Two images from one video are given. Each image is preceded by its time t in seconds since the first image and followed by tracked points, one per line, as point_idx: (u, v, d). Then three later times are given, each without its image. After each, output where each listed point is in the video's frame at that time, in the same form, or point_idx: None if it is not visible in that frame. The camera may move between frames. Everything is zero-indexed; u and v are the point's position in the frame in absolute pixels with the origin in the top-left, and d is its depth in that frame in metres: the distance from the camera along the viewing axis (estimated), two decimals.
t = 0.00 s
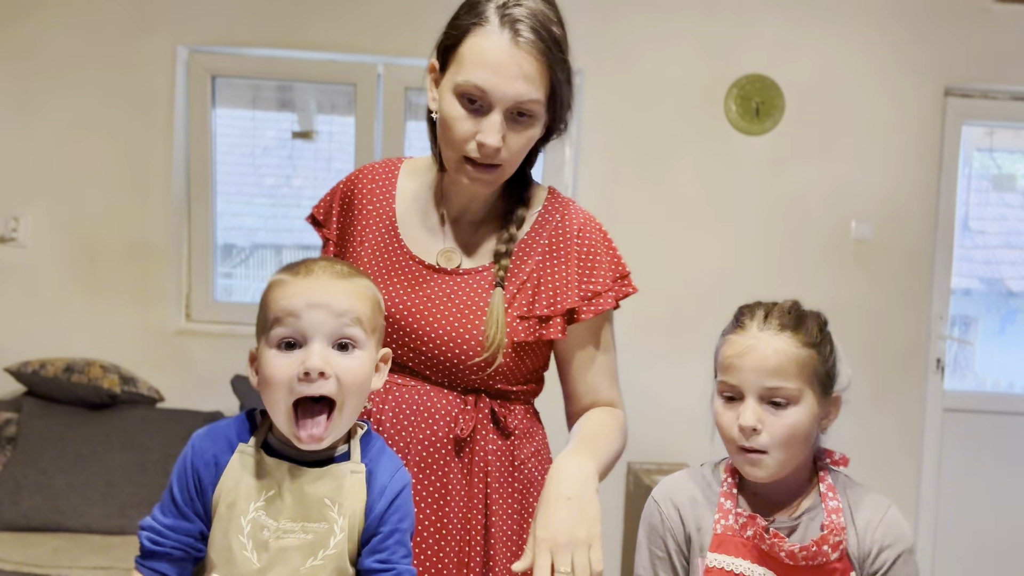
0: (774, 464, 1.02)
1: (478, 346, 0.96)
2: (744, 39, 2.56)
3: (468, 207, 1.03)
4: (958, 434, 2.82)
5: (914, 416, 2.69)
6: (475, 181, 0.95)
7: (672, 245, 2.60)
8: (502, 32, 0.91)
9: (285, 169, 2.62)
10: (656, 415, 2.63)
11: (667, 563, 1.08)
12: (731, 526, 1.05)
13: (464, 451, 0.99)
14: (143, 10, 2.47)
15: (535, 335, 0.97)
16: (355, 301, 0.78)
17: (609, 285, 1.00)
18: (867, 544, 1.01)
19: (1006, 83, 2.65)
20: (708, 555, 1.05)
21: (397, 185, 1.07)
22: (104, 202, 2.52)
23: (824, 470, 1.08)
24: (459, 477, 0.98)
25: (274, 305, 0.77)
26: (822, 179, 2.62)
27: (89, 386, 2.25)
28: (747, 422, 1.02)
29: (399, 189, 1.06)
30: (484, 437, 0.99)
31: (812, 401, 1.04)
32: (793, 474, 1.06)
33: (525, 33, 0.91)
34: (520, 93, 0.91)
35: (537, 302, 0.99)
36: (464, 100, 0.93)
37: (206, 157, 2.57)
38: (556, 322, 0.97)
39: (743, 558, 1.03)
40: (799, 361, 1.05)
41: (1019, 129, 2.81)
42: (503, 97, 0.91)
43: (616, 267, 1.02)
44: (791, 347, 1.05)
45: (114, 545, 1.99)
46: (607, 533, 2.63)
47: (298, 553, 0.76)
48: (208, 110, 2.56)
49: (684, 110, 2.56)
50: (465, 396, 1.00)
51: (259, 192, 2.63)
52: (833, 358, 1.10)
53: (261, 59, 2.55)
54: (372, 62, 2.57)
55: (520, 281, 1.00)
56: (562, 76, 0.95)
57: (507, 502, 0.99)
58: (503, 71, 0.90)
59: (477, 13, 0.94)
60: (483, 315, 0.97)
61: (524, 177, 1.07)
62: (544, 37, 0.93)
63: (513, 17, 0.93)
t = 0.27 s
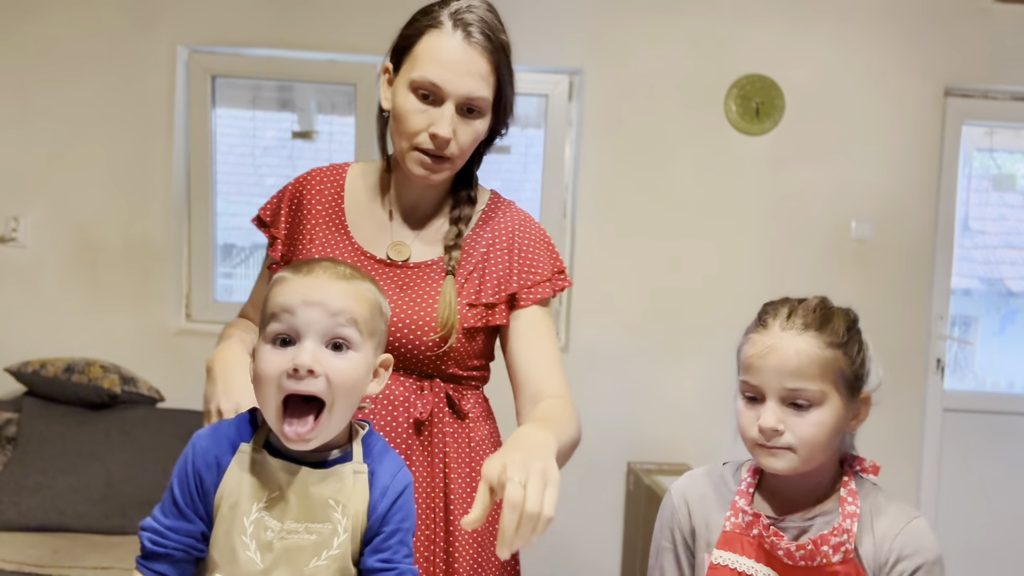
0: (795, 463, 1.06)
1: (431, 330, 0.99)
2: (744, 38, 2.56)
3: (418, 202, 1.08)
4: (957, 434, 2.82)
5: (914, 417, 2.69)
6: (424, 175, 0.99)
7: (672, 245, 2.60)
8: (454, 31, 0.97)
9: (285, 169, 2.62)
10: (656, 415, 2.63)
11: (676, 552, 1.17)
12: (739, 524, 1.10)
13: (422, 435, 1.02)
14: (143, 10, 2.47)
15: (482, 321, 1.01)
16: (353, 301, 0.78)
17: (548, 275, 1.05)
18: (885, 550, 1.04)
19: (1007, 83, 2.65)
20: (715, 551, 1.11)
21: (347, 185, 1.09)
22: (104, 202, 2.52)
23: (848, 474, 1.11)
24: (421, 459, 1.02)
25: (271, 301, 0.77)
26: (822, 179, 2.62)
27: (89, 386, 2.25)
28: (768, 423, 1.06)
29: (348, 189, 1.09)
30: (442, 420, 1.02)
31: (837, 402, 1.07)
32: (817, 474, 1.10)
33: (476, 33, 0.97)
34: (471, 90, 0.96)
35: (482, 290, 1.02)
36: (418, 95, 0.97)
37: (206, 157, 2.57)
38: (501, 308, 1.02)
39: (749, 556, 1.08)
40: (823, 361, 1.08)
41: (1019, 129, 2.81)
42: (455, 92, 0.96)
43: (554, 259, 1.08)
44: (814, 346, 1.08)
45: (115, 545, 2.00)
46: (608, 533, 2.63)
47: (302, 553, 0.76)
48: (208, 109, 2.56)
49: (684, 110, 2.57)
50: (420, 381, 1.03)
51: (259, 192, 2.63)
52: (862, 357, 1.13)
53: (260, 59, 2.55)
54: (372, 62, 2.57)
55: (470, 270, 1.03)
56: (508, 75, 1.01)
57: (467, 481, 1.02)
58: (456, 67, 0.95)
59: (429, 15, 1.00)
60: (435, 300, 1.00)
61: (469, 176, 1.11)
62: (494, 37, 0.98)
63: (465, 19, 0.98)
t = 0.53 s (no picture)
0: (834, 461, 1.08)
1: (411, 335, 0.96)
2: (744, 38, 2.56)
3: (407, 200, 1.06)
4: (958, 434, 2.82)
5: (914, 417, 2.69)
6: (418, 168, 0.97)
7: (672, 245, 2.60)
8: (453, 21, 0.95)
9: (285, 169, 2.62)
10: (656, 415, 2.63)
11: (707, 552, 1.23)
12: (768, 527, 1.15)
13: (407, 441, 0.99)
14: (143, 10, 2.47)
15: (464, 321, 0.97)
16: (348, 309, 0.78)
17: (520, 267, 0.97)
18: (924, 559, 1.04)
19: (1007, 83, 2.65)
20: (742, 554, 1.16)
21: (337, 184, 1.09)
22: (103, 202, 2.52)
23: (890, 480, 1.11)
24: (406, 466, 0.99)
25: (266, 314, 0.77)
26: (823, 179, 2.62)
27: (89, 386, 2.26)
28: (807, 419, 1.09)
29: (338, 188, 1.08)
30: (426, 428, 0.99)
31: (877, 399, 1.10)
32: (857, 480, 1.12)
33: (477, 22, 0.95)
34: (470, 81, 0.95)
35: (462, 289, 0.99)
36: (416, 86, 0.96)
37: (206, 157, 2.57)
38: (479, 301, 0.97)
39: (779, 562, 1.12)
40: (863, 357, 1.11)
41: (1019, 129, 2.81)
42: (456, 82, 0.95)
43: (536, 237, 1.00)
44: (856, 342, 1.12)
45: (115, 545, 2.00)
46: (608, 533, 2.63)
47: (305, 555, 0.76)
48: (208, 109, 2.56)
49: (684, 109, 2.57)
50: (404, 387, 1.00)
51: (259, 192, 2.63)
52: (906, 355, 1.15)
53: (260, 59, 2.55)
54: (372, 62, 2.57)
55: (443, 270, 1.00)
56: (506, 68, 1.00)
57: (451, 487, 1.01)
58: (455, 57, 0.94)
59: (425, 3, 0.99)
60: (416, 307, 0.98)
61: (461, 170, 1.09)
62: (493, 27, 0.97)
63: (465, 8, 0.96)
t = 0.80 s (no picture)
0: (867, 465, 1.08)
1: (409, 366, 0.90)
2: (744, 38, 2.56)
3: (436, 208, 0.99)
4: (958, 434, 2.82)
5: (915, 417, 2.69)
6: (446, 172, 0.90)
7: (673, 245, 2.60)
8: (496, 8, 0.85)
9: (285, 169, 2.62)
10: (656, 415, 2.63)
11: (730, 551, 1.25)
12: (789, 532, 1.16)
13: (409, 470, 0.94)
14: (143, 10, 2.47)
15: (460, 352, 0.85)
16: (348, 306, 0.81)
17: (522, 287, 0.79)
18: (953, 569, 1.02)
19: (1006, 83, 2.65)
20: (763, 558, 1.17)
21: (380, 186, 1.07)
22: (103, 201, 2.52)
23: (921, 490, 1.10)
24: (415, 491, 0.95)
25: (266, 313, 0.79)
26: (823, 179, 2.62)
27: (89, 386, 2.26)
28: (842, 421, 1.09)
29: (381, 190, 1.07)
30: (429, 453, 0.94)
31: (915, 403, 1.10)
32: (883, 487, 1.12)
33: (522, 8, 0.85)
34: (509, 76, 0.85)
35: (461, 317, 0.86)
36: (449, 78, 0.87)
37: (205, 157, 2.57)
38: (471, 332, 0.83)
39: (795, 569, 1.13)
40: (903, 359, 1.11)
41: (1019, 129, 2.81)
42: (491, 76, 0.85)
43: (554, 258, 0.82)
44: (896, 343, 1.12)
45: (114, 545, 2.00)
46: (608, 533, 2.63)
47: (303, 553, 0.77)
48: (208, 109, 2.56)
49: (684, 110, 2.56)
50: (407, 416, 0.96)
51: (259, 192, 2.63)
52: (948, 361, 1.15)
53: (261, 59, 2.55)
54: (372, 62, 2.57)
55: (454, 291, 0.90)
56: (557, 63, 0.89)
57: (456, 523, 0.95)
58: (492, 46, 0.84)
59: None
60: (420, 334, 0.91)
61: (503, 176, 0.99)
62: (542, 15, 0.86)
63: None
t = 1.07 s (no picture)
0: (879, 471, 1.09)
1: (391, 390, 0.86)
2: (744, 38, 2.56)
3: (435, 225, 0.91)
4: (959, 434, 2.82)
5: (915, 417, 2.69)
6: (440, 194, 0.81)
7: (673, 246, 2.60)
8: (499, 9, 0.74)
9: (285, 169, 2.62)
10: (655, 414, 2.63)
11: (739, 552, 1.26)
12: (794, 532, 1.17)
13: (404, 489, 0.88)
14: (143, 10, 2.47)
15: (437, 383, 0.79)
16: (348, 310, 0.83)
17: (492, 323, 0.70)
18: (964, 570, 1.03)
19: (1006, 83, 2.65)
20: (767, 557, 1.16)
21: (393, 187, 1.04)
22: (103, 202, 2.52)
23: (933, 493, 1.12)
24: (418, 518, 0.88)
25: (268, 316, 0.83)
26: (823, 179, 2.62)
27: (88, 386, 2.26)
28: (855, 425, 1.10)
29: (393, 193, 1.03)
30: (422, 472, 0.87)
31: (929, 408, 1.11)
32: (895, 492, 1.12)
33: (527, 14, 0.73)
34: (510, 92, 0.74)
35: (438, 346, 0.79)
36: (444, 92, 0.78)
37: (205, 157, 2.57)
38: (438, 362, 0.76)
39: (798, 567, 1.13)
40: (920, 365, 1.12)
41: (1019, 129, 2.81)
42: (489, 93, 0.75)
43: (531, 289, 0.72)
44: (912, 348, 1.12)
45: (114, 545, 1.99)
46: (608, 533, 2.63)
47: (303, 553, 0.78)
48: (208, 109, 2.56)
49: (684, 109, 2.56)
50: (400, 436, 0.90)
51: (259, 192, 2.63)
52: (963, 367, 1.16)
53: (260, 59, 2.55)
54: (372, 62, 2.57)
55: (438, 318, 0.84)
56: (569, 75, 0.77)
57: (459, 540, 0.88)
58: (492, 58, 0.73)
59: None
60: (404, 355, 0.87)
61: (511, 192, 0.88)
62: (553, 21, 0.75)
63: None
